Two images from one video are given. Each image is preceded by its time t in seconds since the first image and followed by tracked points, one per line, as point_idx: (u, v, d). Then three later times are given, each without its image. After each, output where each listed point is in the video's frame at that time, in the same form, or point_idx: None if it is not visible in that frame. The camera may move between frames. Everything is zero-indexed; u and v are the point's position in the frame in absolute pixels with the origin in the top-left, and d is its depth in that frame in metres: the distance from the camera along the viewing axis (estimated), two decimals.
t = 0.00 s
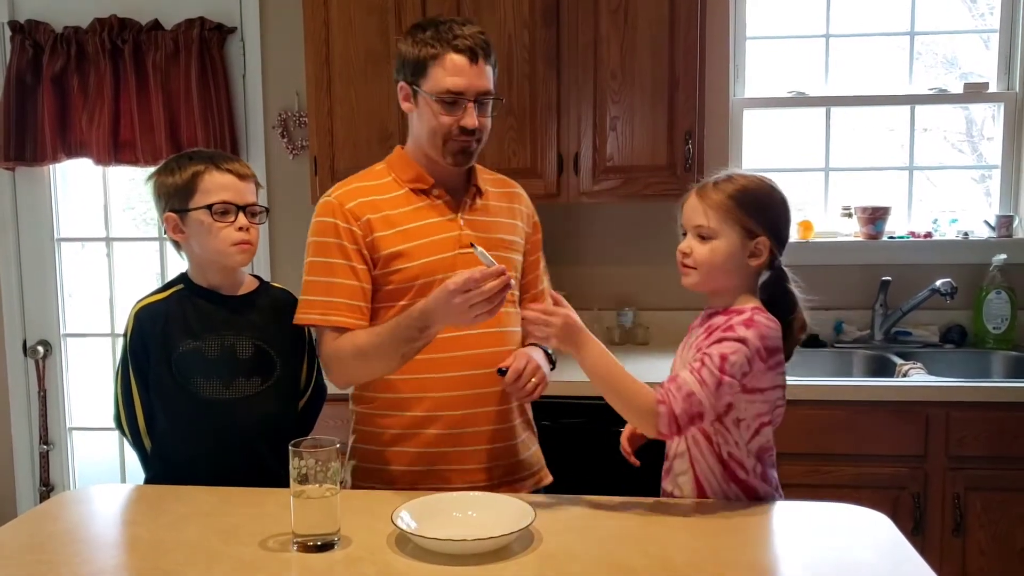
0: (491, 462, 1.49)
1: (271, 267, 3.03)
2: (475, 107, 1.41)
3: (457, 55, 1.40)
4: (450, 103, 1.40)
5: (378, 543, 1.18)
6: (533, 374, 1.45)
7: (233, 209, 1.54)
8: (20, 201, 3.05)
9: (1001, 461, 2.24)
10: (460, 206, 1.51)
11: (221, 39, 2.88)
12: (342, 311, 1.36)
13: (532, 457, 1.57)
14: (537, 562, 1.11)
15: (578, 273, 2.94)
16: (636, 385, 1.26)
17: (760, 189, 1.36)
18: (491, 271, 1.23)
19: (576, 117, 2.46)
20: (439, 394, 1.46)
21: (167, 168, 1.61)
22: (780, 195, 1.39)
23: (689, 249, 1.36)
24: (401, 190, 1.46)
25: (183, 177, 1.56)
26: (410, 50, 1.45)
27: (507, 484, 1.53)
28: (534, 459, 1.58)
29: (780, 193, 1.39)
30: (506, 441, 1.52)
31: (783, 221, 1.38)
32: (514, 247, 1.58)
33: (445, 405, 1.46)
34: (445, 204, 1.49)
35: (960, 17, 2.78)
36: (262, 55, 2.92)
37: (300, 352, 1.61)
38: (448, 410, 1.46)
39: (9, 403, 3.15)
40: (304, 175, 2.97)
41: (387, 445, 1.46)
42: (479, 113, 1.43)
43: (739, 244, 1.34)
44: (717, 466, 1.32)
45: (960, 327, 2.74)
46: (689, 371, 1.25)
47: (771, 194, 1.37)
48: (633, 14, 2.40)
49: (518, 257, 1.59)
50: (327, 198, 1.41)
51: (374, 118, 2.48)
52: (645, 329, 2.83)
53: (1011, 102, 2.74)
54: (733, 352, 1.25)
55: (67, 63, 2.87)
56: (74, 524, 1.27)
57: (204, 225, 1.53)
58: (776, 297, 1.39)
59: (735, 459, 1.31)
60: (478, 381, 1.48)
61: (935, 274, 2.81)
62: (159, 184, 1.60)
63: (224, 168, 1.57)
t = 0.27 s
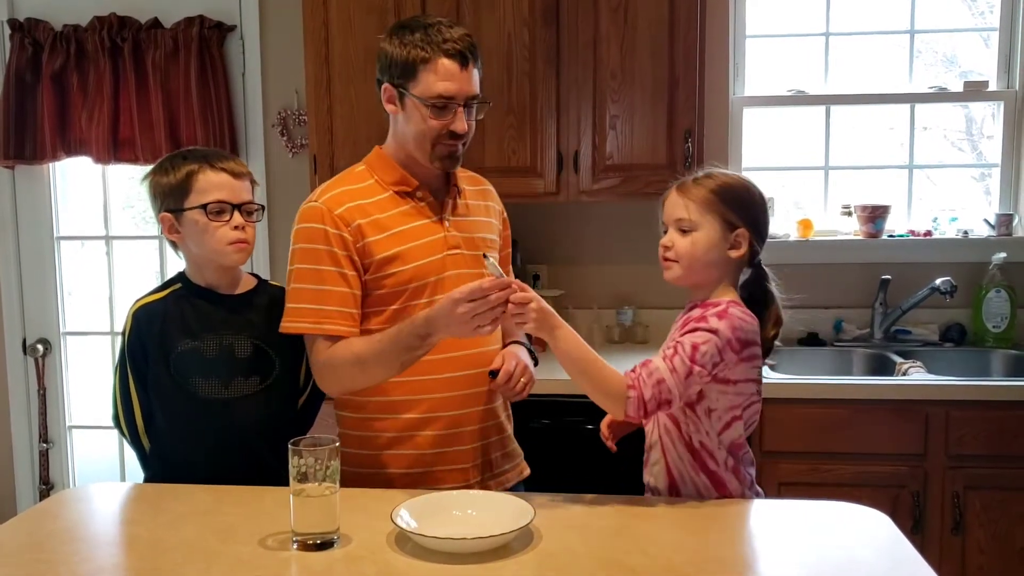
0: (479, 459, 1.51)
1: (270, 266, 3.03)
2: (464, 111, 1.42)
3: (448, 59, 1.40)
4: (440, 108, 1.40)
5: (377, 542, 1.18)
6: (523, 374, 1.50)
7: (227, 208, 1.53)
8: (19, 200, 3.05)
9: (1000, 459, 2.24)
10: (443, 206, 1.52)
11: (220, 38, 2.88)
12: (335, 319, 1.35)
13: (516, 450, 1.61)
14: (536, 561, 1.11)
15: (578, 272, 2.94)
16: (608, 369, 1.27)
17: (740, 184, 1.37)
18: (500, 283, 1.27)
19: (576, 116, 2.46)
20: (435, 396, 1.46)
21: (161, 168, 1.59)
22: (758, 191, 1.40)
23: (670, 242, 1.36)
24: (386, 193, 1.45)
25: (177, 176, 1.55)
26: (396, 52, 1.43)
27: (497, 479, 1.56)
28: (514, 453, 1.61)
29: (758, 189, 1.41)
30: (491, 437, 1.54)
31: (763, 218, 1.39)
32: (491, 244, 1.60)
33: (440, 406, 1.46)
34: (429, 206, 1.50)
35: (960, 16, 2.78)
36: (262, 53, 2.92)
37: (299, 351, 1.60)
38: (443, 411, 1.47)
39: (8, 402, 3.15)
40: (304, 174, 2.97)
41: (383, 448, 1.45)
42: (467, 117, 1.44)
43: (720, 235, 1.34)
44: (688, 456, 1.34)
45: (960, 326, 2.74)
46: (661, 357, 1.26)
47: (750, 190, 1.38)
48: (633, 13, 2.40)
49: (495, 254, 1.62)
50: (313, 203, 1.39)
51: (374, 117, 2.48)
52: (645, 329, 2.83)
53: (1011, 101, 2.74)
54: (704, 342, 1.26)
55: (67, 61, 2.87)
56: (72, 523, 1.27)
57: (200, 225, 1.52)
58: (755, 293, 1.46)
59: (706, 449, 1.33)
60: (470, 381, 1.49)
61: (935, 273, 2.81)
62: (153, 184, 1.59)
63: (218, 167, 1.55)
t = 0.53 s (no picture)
0: (481, 458, 1.51)
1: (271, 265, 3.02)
2: (463, 110, 1.42)
3: (448, 58, 1.40)
4: (439, 106, 1.40)
5: (378, 542, 1.18)
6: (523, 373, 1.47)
7: (225, 210, 1.52)
8: (20, 199, 3.05)
9: (1001, 459, 2.24)
10: (443, 205, 1.52)
11: (221, 37, 2.88)
12: (337, 317, 1.35)
13: (515, 450, 1.61)
14: (536, 561, 1.11)
15: (579, 272, 2.94)
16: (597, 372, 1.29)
17: (728, 185, 1.38)
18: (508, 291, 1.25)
19: (576, 116, 2.46)
20: (432, 394, 1.46)
21: (157, 169, 1.58)
22: (744, 192, 1.41)
23: (659, 242, 1.36)
24: (386, 192, 1.45)
25: (173, 178, 1.54)
26: (396, 51, 1.43)
27: (498, 478, 1.55)
28: (515, 453, 1.61)
29: (745, 189, 1.42)
30: (492, 436, 1.54)
31: (750, 219, 1.40)
32: (490, 243, 1.61)
33: (440, 404, 1.46)
34: (430, 204, 1.50)
35: (961, 15, 2.78)
36: (262, 53, 2.92)
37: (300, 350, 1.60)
38: (444, 409, 1.47)
39: (9, 402, 3.15)
40: (304, 173, 2.97)
41: (384, 449, 1.45)
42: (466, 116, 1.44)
43: (710, 236, 1.35)
44: (678, 453, 1.36)
45: (961, 325, 2.74)
46: (649, 360, 1.28)
47: (738, 190, 1.39)
48: (633, 12, 2.40)
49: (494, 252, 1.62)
50: (313, 202, 1.39)
51: (374, 116, 2.48)
52: (645, 329, 2.85)
53: (1012, 100, 2.74)
54: (692, 344, 1.28)
55: (67, 61, 2.87)
56: (73, 523, 1.27)
57: (197, 228, 1.52)
58: (741, 292, 1.49)
59: (695, 446, 1.35)
60: (471, 380, 1.50)
61: (936, 272, 2.81)
62: (149, 185, 1.58)
63: (214, 168, 1.55)
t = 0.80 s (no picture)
0: (485, 458, 1.51)
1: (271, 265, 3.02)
2: (466, 108, 1.42)
3: (450, 56, 1.40)
4: (443, 105, 1.41)
5: (377, 542, 1.18)
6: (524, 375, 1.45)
7: (223, 211, 1.52)
8: (20, 199, 3.05)
9: (1000, 459, 2.24)
10: (446, 204, 1.52)
11: (221, 37, 2.88)
12: (342, 316, 1.35)
13: (519, 450, 1.61)
14: (536, 560, 1.11)
15: (579, 271, 2.94)
16: (602, 386, 1.28)
17: (716, 185, 1.38)
18: (520, 302, 1.27)
19: (576, 116, 2.46)
20: (434, 394, 1.46)
21: (154, 170, 1.58)
22: (731, 191, 1.41)
23: (651, 244, 1.36)
24: (389, 191, 1.45)
25: (171, 179, 1.54)
26: (398, 50, 1.44)
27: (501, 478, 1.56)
28: (519, 454, 1.61)
29: (732, 189, 1.42)
30: (496, 437, 1.54)
31: (738, 217, 1.41)
32: (493, 242, 1.61)
33: (443, 404, 1.46)
34: (432, 203, 1.50)
35: (961, 15, 2.77)
36: (262, 52, 2.92)
37: (300, 349, 1.60)
38: (447, 409, 1.47)
39: (9, 402, 3.15)
40: (304, 173, 2.97)
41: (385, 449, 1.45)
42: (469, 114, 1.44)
43: (700, 237, 1.35)
44: (677, 453, 1.35)
45: (961, 325, 2.74)
46: (649, 369, 1.28)
47: (726, 190, 1.39)
48: (633, 12, 2.40)
49: (496, 251, 1.62)
50: (316, 202, 1.39)
51: (374, 116, 2.48)
52: (645, 328, 2.86)
53: (1012, 100, 2.74)
54: (690, 349, 1.28)
55: (67, 60, 2.87)
56: (72, 523, 1.26)
57: (196, 229, 1.52)
58: (729, 288, 1.49)
59: (694, 446, 1.35)
60: (474, 380, 1.50)
61: (935, 272, 2.81)
62: (147, 186, 1.58)
63: (212, 168, 1.55)
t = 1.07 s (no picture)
0: (488, 459, 1.51)
1: (269, 265, 3.02)
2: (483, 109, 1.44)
3: (465, 60, 1.41)
4: (461, 108, 1.41)
5: (377, 542, 1.17)
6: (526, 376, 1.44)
7: (219, 211, 1.53)
8: (19, 199, 3.05)
9: (1000, 458, 2.24)
10: (448, 203, 1.53)
11: (220, 37, 2.87)
12: (349, 318, 1.35)
13: (523, 450, 1.60)
14: (535, 561, 1.11)
15: (578, 271, 2.94)
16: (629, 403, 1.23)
17: (709, 182, 1.38)
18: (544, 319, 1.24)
19: (575, 116, 2.46)
20: (437, 395, 1.46)
21: (150, 169, 1.58)
22: (723, 185, 1.41)
23: (650, 249, 1.36)
24: (391, 192, 1.45)
25: (167, 179, 1.54)
26: (408, 58, 1.42)
27: (506, 479, 1.55)
28: (522, 454, 1.61)
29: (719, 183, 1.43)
30: (499, 437, 1.54)
31: (732, 210, 1.41)
32: (495, 242, 1.61)
33: (447, 404, 1.46)
34: (435, 203, 1.50)
35: (960, 14, 2.77)
36: (261, 52, 2.92)
37: (294, 348, 1.62)
38: (451, 410, 1.47)
39: (8, 402, 3.14)
40: (303, 173, 2.96)
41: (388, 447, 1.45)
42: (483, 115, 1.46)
43: (701, 238, 1.35)
44: (685, 454, 1.34)
45: (960, 325, 2.74)
46: (670, 380, 1.26)
47: (719, 186, 1.39)
48: (632, 12, 2.40)
49: (499, 251, 1.62)
50: (320, 204, 1.38)
51: (373, 116, 2.48)
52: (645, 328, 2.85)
53: (1011, 99, 2.74)
54: (707, 355, 1.28)
55: (66, 61, 2.87)
56: (71, 523, 1.26)
57: (191, 229, 1.52)
58: (724, 284, 1.50)
59: (704, 447, 1.34)
60: (477, 380, 1.49)
61: (935, 272, 2.81)
62: (143, 186, 1.58)
63: (207, 168, 1.55)
